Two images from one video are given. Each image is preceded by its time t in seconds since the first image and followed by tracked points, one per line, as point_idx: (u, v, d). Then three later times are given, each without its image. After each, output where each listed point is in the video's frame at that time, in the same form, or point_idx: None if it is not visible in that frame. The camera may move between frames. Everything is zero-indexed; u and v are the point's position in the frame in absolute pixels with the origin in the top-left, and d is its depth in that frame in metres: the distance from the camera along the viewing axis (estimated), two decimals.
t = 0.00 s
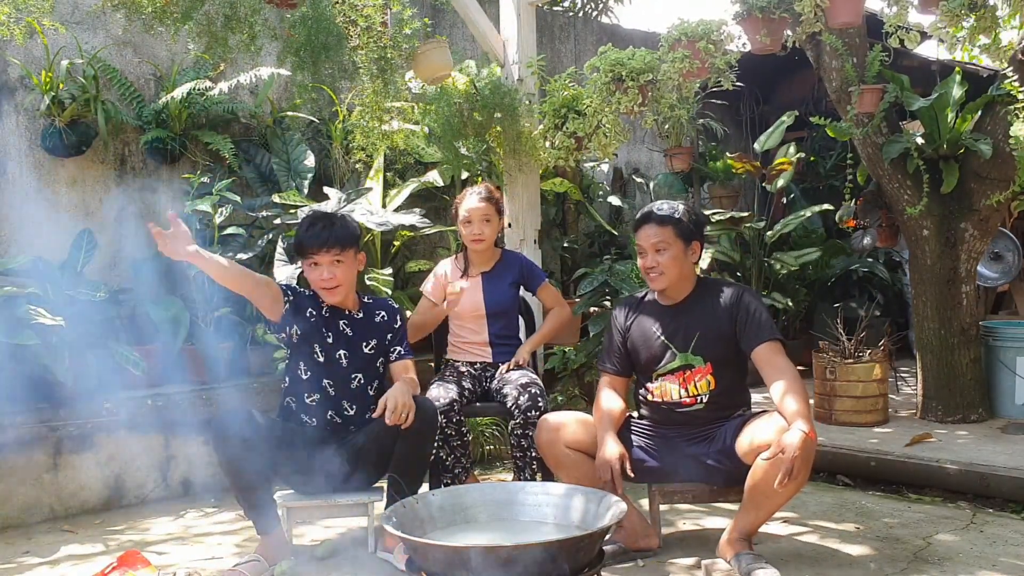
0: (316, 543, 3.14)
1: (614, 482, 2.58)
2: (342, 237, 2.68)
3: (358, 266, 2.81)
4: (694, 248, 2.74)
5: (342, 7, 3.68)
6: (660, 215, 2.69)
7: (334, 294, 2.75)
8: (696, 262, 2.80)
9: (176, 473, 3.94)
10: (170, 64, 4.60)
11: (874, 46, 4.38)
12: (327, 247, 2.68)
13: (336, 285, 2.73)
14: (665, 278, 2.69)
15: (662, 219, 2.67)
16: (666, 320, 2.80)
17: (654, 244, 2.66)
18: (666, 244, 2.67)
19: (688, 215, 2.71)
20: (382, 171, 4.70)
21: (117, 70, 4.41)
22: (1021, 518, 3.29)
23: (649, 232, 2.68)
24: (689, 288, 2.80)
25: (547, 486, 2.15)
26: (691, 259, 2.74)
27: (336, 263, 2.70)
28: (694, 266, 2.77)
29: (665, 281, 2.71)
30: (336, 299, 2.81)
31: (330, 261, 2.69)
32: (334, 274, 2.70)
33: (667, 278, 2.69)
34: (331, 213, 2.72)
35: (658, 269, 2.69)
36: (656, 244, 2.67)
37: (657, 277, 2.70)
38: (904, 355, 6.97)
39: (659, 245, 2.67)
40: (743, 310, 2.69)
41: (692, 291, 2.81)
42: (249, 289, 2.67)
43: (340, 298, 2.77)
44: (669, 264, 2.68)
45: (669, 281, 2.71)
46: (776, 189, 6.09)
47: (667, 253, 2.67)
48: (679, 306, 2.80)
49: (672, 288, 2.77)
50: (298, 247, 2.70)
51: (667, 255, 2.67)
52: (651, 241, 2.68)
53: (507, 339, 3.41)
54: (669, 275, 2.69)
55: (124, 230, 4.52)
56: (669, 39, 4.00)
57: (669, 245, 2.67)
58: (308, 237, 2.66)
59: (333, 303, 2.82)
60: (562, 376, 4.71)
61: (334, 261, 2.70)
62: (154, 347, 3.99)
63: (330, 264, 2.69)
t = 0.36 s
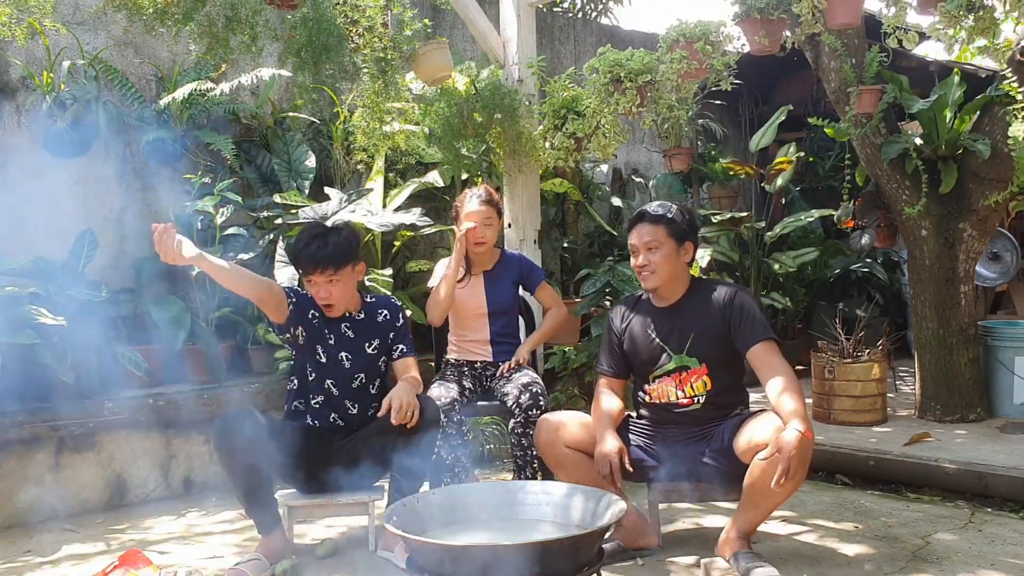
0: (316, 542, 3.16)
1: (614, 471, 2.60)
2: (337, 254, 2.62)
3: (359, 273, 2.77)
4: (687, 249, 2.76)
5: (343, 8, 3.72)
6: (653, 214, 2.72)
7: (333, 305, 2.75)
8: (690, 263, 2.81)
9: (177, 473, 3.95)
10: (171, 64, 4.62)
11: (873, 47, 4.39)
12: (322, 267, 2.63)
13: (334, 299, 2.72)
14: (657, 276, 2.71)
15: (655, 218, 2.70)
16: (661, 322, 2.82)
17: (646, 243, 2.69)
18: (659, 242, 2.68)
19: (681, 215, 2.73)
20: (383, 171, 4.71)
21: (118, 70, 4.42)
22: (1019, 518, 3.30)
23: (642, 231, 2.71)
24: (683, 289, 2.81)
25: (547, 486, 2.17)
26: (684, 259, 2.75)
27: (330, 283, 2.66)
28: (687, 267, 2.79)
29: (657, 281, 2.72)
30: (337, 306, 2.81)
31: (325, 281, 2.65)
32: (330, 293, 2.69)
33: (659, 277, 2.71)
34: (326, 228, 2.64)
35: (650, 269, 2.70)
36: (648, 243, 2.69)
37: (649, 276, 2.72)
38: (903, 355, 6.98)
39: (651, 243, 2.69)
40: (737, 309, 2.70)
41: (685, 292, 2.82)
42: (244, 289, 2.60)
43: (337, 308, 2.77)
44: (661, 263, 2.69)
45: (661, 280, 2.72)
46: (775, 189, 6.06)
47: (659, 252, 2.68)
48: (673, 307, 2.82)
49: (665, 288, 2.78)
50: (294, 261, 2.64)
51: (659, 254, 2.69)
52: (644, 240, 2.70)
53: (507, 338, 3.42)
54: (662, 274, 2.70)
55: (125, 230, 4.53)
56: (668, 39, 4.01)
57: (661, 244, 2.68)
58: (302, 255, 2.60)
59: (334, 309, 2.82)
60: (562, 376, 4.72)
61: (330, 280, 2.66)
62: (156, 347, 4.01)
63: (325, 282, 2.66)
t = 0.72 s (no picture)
0: (316, 543, 3.15)
1: (614, 470, 2.59)
2: (331, 255, 2.61)
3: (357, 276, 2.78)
4: (685, 250, 2.74)
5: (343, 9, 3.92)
6: (650, 216, 2.71)
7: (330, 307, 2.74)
8: (689, 264, 2.80)
9: (177, 473, 3.95)
10: (170, 64, 4.60)
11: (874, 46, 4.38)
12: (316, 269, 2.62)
13: (331, 301, 2.72)
14: (655, 279, 2.70)
15: (651, 220, 2.69)
16: (660, 322, 2.81)
17: (643, 245, 2.68)
18: (655, 245, 2.67)
19: (679, 216, 2.72)
20: (383, 170, 4.70)
21: (118, 70, 4.41)
22: (1021, 518, 3.29)
23: (639, 233, 2.70)
24: (683, 290, 2.80)
25: (547, 486, 2.16)
26: (682, 260, 2.74)
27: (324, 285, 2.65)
28: (686, 268, 2.77)
29: (656, 284, 2.71)
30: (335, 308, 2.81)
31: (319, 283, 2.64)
32: (325, 294, 2.68)
33: (656, 279, 2.70)
34: (324, 230, 2.62)
35: (648, 271, 2.69)
36: (645, 245, 2.68)
37: (646, 279, 2.71)
38: (904, 355, 6.98)
39: (648, 246, 2.68)
40: (737, 310, 2.70)
41: (685, 293, 2.81)
42: (239, 289, 2.57)
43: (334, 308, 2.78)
44: (658, 265, 2.68)
45: (659, 283, 2.71)
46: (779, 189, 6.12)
47: (656, 255, 2.67)
48: (672, 310, 2.80)
49: (664, 289, 2.77)
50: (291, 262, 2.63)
51: (657, 256, 2.68)
52: (641, 242, 2.69)
53: (507, 338, 3.42)
54: (659, 276, 2.70)
55: (125, 230, 4.52)
56: (668, 39, 4.00)
57: (658, 246, 2.68)
58: (297, 256, 2.60)
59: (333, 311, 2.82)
60: (563, 376, 4.71)
61: (324, 281, 2.65)
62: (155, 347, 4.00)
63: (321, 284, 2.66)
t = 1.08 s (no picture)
0: (316, 543, 3.15)
1: (614, 468, 2.59)
2: (330, 244, 2.62)
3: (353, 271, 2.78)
4: (686, 250, 2.74)
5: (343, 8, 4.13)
6: (652, 214, 2.71)
7: (323, 297, 2.74)
8: (689, 264, 2.80)
9: (177, 473, 3.95)
10: (170, 64, 4.60)
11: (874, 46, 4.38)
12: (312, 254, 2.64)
13: (324, 290, 2.72)
14: (653, 275, 2.70)
15: (654, 217, 2.70)
16: (660, 322, 2.81)
17: (643, 241, 2.68)
18: (656, 241, 2.68)
19: (682, 215, 2.73)
20: (383, 170, 4.70)
21: (117, 70, 4.41)
22: (1021, 518, 3.29)
23: (641, 229, 2.71)
24: (682, 290, 2.79)
25: (548, 487, 2.16)
26: (683, 260, 2.73)
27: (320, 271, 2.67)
28: (686, 268, 2.77)
29: (654, 280, 2.71)
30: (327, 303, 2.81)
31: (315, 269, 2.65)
32: (320, 281, 2.68)
33: (655, 276, 2.70)
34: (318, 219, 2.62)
35: (647, 267, 2.69)
36: (646, 241, 2.68)
37: (645, 275, 2.71)
38: (904, 355, 6.98)
39: (648, 242, 2.68)
40: (736, 310, 2.70)
41: (683, 293, 2.80)
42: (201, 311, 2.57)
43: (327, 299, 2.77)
44: (658, 262, 2.68)
45: (657, 280, 2.71)
46: (776, 190, 6.18)
47: (656, 251, 2.67)
48: (671, 308, 2.80)
49: (662, 287, 2.77)
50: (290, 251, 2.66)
51: (657, 253, 2.68)
52: (642, 238, 2.69)
53: (507, 338, 3.41)
54: (658, 273, 2.69)
55: (124, 230, 4.51)
56: (668, 39, 4.00)
57: (659, 243, 2.67)
58: (296, 245, 2.60)
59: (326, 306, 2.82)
60: (563, 376, 4.72)
61: (319, 268, 2.66)
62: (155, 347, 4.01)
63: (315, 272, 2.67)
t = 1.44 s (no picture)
0: (317, 543, 3.15)
1: (614, 467, 2.59)
2: (304, 242, 2.73)
3: (328, 273, 2.87)
4: (686, 250, 2.73)
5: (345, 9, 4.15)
6: (654, 213, 2.71)
7: (298, 298, 2.81)
8: (689, 264, 2.79)
9: (177, 472, 3.95)
10: (170, 64, 4.60)
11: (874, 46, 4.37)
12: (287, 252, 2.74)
13: (299, 287, 2.78)
14: (651, 274, 2.71)
15: (655, 216, 2.69)
16: (660, 320, 2.81)
17: (643, 239, 2.68)
18: (655, 241, 2.68)
19: (682, 216, 2.72)
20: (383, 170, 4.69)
21: (118, 70, 4.40)
22: (1021, 518, 3.29)
23: (641, 228, 2.71)
24: (680, 289, 2.80)
25: (548, 486, 2.16)
26: (682, 260, 2.73)
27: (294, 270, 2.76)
28: (685, 267, 2.77)
29: (651, 278, 2.72)
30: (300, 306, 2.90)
31: (289, 268, 2.75)
32: (295, 280, 2.76)
33: (652, 274, 2.71)
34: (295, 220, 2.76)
35: (644, 265, 2.71)
36: (645, 240, 2.69)
37: (642, 272, 2.72)
38: (904, 355, 6.97)
39: (647, 241, 2.69)
40: (734, 310, 2.71)
41: (682, 292, 2.81)
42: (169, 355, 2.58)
43: (302, 302, 2.82)
44: (655, 261, 2.69)
45: (654, 278, 2.72)
46: (776, 190, 6.14)
47: (655, 250, 2.68)
48: (669, 306, 2.81)
49: (660, 285, 2.78)
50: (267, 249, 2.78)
51: (655, 252, 2.68)
52: (641, 236, 2.70)
53: (507, 339, 3.41)
54: (654, 271, 2.70)
55: (124, 231, 4.51)
56: (668, 39, 4.00)
57: (658, 243, 2.68)
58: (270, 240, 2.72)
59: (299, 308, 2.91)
60: (563, 376, 4.71)
61: (294, 266, 2.76)
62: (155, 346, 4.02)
63: (292, 269, 2.76)
